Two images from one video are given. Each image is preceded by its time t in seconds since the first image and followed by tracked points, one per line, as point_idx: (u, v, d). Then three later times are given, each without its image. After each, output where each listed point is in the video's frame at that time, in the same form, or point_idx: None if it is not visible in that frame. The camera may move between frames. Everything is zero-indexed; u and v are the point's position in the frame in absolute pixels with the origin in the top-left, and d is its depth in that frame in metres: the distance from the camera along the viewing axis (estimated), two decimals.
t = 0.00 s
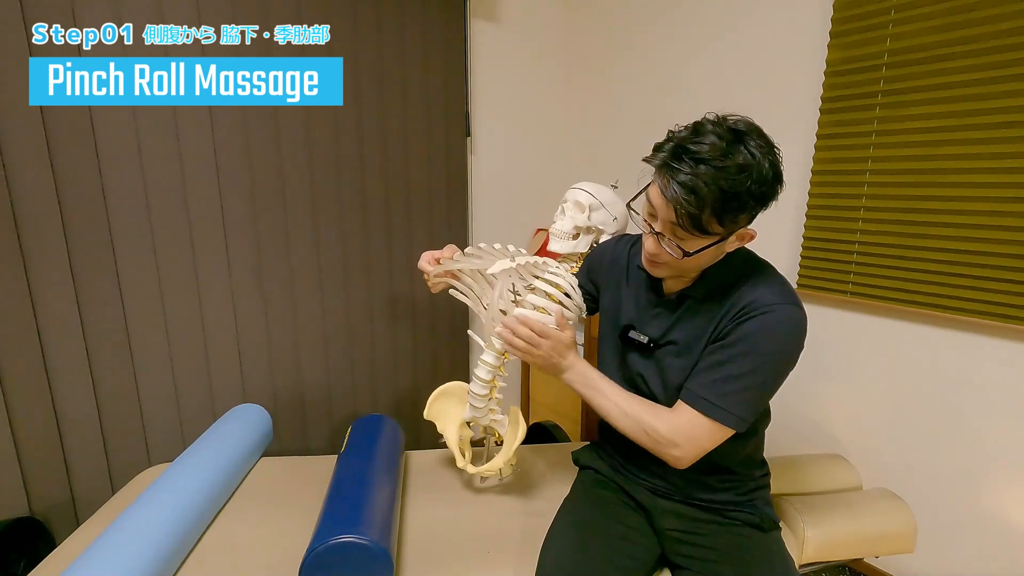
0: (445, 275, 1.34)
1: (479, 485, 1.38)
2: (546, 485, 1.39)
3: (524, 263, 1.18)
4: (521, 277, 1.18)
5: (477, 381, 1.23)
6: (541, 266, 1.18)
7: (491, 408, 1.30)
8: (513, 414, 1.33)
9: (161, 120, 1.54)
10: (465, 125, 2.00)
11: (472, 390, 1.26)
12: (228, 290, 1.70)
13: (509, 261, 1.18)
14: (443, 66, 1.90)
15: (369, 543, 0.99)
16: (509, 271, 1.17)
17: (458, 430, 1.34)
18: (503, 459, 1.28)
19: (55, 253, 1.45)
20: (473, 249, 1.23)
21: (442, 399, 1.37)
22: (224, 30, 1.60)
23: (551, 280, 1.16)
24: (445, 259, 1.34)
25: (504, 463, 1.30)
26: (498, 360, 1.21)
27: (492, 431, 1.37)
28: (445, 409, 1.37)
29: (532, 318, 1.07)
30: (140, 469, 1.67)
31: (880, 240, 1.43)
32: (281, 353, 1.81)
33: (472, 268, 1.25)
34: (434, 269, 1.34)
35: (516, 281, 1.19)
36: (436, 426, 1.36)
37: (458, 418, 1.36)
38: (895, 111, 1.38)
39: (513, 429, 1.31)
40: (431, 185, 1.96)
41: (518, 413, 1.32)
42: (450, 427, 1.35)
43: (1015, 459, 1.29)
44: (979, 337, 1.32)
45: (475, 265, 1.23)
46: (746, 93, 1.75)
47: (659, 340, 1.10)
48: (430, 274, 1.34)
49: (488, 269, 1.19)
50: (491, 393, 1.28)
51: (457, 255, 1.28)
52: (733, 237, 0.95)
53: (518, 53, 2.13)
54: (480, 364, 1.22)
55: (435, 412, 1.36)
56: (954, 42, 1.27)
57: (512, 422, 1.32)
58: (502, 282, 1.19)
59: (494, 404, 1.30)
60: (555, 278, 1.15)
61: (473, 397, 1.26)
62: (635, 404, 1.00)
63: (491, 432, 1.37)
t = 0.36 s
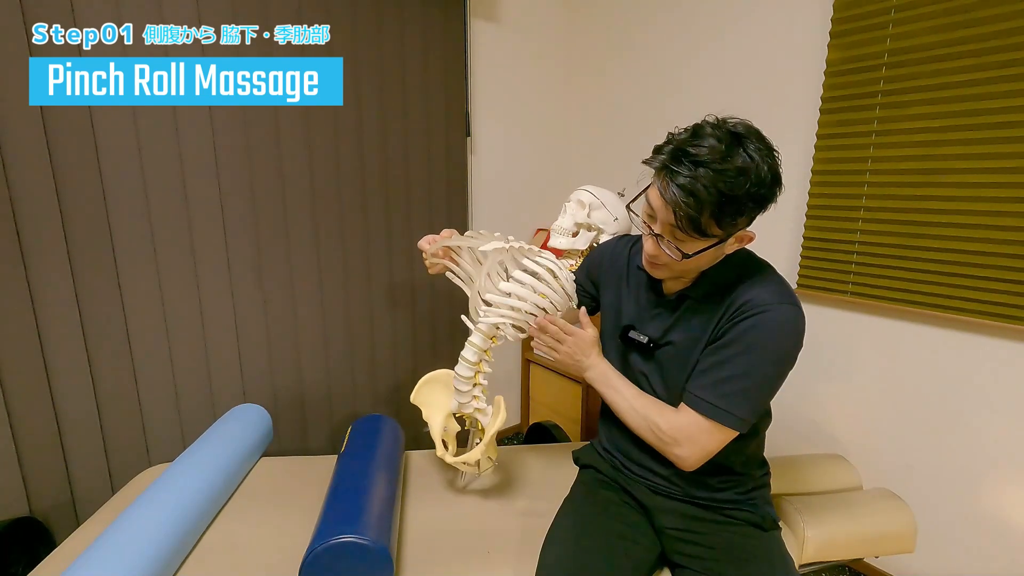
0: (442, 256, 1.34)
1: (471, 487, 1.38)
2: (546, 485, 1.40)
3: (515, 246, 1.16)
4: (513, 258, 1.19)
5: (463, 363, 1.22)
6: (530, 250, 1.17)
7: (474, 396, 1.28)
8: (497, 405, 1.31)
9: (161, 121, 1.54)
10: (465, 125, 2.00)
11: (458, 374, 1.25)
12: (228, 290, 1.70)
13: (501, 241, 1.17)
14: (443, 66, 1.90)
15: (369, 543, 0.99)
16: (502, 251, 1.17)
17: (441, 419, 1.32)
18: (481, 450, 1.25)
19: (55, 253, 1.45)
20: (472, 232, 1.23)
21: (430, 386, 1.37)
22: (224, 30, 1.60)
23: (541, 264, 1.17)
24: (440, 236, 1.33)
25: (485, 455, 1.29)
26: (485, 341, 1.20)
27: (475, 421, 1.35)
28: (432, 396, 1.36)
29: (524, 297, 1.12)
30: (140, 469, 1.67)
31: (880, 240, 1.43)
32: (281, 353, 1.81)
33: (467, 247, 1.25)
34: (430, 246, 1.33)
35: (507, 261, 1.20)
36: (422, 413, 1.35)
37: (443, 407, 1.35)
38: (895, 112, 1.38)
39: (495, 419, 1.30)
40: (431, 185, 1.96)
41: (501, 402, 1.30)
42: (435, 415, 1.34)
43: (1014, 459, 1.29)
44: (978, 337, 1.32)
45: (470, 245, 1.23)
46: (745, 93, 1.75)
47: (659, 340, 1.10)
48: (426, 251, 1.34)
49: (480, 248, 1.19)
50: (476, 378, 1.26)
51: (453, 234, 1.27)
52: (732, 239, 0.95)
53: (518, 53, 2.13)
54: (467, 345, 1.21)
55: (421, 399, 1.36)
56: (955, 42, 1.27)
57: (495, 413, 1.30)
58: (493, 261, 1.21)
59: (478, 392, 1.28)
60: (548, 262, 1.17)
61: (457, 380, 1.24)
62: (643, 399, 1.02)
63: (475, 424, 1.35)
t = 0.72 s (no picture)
0: (449, 265, 1.33)
1: (485, 492, 1.36)
2: (546, 485, 1.40)
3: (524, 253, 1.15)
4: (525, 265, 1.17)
5: (475, 372, 1.23)
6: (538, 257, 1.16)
7: (487, 404, 1.28)
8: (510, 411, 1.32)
9: (161, 121, 1.54)
10: (465, 125, 2.00)
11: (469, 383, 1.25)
12: (228, 290, 1.70)
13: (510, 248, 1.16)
14: (443, 66, 1.90)
15: (369, 543, 0.99)
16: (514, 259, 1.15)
17: (452, 428, 1.32)
18: (497, 458, 1.26)
19: (55, 253, 1.45)
20: (480, 239, 1.24)
21: (438, 396, 1.36)
22: (224, 30, 1.60)
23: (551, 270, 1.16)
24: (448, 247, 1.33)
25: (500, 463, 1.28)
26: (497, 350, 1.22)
27: (488, 429, 1.35)
28: (441, 406, 1.36)
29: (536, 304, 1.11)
30: (140, 469, 1.67)
31: (880, 239, 1.43)
32: (281, 352, 1.81)
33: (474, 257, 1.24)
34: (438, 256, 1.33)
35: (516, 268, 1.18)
36: (432, 424, 1.34)
37: (453, 417, 1.35)
38: (895, 111, 1.38)
39: (509, 428, 1.29)
40: (431, 185, 1.96)
41: (514, 411, 1.29)
42: (445, 425, 1.34)
43: (1014, 459, 1.29)
44: (979, 337, 1.32)
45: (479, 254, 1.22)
46: (745, 93, 1.75)
47: (659, 339, 1.10)
48: (433, 262, 1.33)
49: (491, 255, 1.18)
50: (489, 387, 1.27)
51: (461, 243, 1.27)
52: (730, 236, 0.95)
53: (518, 53, 2.13)
54: (479, 354, 1.23)
55: (431, 410, 1.35)
56: (955, 42, 1.27)
57: (509, 421, 1.30)
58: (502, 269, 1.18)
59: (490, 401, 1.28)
60: (558, 268, 1.16)
61: (470, 389, 1.25)
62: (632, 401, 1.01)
63: (487, 431, 1.35)
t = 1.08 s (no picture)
0: (452, 280, 1.31)
1: (495, 496, 1.35)
2: (546, 485, 1.40)
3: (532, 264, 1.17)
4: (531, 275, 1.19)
5: (487, 386, 1.22)
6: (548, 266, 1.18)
7: (499, 415, 1.28)
8: (521, 420, 1.33)
9: (161, 121, 1.54)
10: (465, 125, 1.99)
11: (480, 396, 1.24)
12: (228, 290, 1.70)
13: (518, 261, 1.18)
14: (443, 66, 1.90)
15: (369, 543, 0.99)
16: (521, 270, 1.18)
17: (462, 440, 1.32)
18: (513, 467, 1.27)
19: (55, 253, 1.45)
20: (481, 252, 1.25)
21: (446, 409, 1.35)
22: (224, 30, 1.60)
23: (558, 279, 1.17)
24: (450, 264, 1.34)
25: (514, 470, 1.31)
26: (508, 362, 1.21)
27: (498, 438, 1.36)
28: (449, 418, 1.36)
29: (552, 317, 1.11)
30: (140, 469, 1.67)
31: (880, 239, 1.43)
32: (281, 352, 1.81)
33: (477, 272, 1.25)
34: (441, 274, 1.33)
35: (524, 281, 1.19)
36: (441, 437, 1.34)
37: (462, 428, 1.35)
38: (895, 111, 1.38)
39: (522, 436, 1.31)
40: (431, 184, 1.95)
41: (526, 418, 1.32)
42: (455, 437, 1.33)
43: (1014, 458, 1.29)
44: (979, 337, 1.32)
45: (483, 267, 1.23)
46: (745, 93, 1.75)
47: (660, 337, 1.10)
48: (436, 279, 1.33)
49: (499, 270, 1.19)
50: (500, 399, 1.26)
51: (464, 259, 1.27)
52: (735, 224, 0.94)
53: (518, 53, 2.13)
54: (490, 368, 1.22)
55: (439, 423, 1.35)
56: (955, 42, 1.27)
57: (521, 430, 1.32)
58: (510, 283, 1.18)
59: (501, 412, 1.29)
60: (565, 274, 1.17)
61: (482, 402, 1.24)
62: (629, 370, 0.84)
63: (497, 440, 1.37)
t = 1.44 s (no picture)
0: (448, 279, 1.32)
1: (493, 494, 1.35)
2: (546, 485, 1.40)
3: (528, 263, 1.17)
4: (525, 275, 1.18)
5: (481, 386, 1.22)
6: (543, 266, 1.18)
7: (495, 414, 1.28)
8: (518, 420, 1.32)
9: (161, 120, 1.54)
10: (465, 125, 1.99)
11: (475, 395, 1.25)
12: (228, 290, 1.70)
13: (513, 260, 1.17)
14: (443, 66, 1.90)
15: (369, 543, 0.99)
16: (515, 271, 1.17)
17: (459, 439, 1.33)
18: (509, 467, 1.27)
19: (55, 253, 1.45)
20: (477, 251, 1.23)
21: (443, 407, 1.36)
22: (224, 30, 1.60)
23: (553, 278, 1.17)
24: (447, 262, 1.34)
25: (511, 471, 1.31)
26: (503, 362, 1.21)
27: (495, 437, 1.36)
28: (447, 417, 1.36)
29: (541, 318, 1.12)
30: (140, 469, 1.67)
31: (880, 239, 1.43)
32: (281, 352, 1.81)
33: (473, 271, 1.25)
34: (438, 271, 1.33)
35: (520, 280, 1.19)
36: (438, 435, 1.34)
37: (459, 427, 1.35)
38: (895, 111, 1.38)
39: (518, 435, 1.31)
40: (431, 184, 1.95)
41: (523, 418, 1.32)
42: (453, 436, 1.34)
43: (1013, 458, 1.29)
44: (979, 337, 1.32)
45: (479, 267, 1.22)
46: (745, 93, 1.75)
47: (660, 336, 1.10)
48: (433, 277, 1.33)
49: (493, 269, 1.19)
50: (495, 399, 1.26)
51: (460, 257, 1.27)
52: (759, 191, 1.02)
53: (518, 52, 2.13)
54: (484, 367, 1.22)
55: (437, 421, 1.35)
56: (955, 41, 1.27)
57: (517, 428, 1.32)
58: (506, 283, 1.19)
59: (497, 411, 1.29)
60: (559, 275, 1.17)
61: (477, 402, 1.24)
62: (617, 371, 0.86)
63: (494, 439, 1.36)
